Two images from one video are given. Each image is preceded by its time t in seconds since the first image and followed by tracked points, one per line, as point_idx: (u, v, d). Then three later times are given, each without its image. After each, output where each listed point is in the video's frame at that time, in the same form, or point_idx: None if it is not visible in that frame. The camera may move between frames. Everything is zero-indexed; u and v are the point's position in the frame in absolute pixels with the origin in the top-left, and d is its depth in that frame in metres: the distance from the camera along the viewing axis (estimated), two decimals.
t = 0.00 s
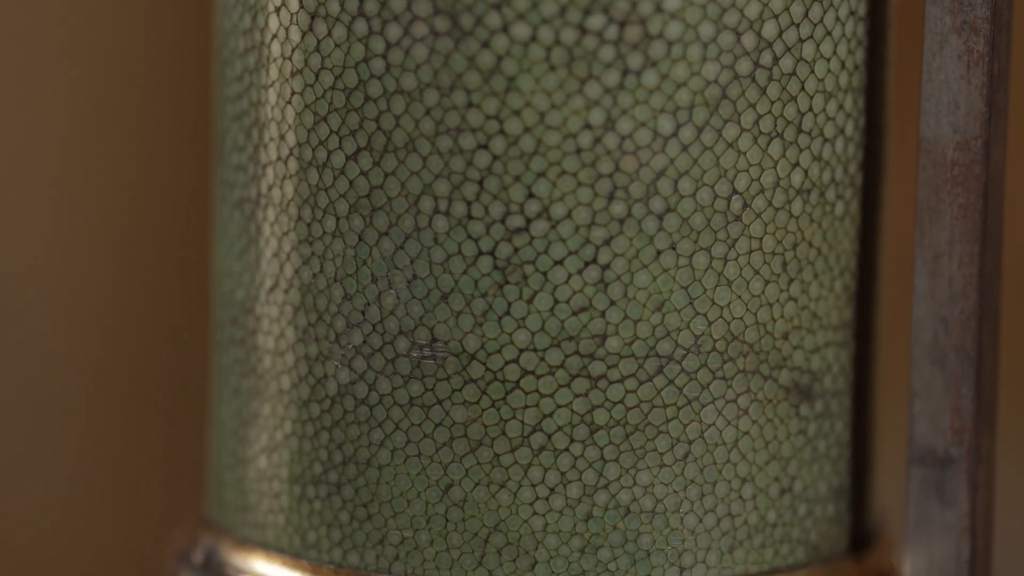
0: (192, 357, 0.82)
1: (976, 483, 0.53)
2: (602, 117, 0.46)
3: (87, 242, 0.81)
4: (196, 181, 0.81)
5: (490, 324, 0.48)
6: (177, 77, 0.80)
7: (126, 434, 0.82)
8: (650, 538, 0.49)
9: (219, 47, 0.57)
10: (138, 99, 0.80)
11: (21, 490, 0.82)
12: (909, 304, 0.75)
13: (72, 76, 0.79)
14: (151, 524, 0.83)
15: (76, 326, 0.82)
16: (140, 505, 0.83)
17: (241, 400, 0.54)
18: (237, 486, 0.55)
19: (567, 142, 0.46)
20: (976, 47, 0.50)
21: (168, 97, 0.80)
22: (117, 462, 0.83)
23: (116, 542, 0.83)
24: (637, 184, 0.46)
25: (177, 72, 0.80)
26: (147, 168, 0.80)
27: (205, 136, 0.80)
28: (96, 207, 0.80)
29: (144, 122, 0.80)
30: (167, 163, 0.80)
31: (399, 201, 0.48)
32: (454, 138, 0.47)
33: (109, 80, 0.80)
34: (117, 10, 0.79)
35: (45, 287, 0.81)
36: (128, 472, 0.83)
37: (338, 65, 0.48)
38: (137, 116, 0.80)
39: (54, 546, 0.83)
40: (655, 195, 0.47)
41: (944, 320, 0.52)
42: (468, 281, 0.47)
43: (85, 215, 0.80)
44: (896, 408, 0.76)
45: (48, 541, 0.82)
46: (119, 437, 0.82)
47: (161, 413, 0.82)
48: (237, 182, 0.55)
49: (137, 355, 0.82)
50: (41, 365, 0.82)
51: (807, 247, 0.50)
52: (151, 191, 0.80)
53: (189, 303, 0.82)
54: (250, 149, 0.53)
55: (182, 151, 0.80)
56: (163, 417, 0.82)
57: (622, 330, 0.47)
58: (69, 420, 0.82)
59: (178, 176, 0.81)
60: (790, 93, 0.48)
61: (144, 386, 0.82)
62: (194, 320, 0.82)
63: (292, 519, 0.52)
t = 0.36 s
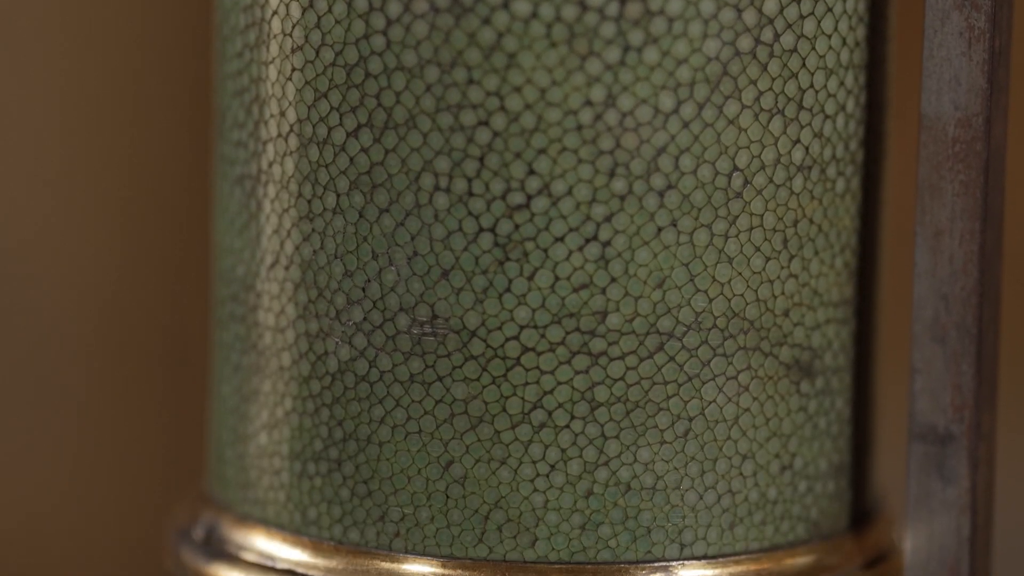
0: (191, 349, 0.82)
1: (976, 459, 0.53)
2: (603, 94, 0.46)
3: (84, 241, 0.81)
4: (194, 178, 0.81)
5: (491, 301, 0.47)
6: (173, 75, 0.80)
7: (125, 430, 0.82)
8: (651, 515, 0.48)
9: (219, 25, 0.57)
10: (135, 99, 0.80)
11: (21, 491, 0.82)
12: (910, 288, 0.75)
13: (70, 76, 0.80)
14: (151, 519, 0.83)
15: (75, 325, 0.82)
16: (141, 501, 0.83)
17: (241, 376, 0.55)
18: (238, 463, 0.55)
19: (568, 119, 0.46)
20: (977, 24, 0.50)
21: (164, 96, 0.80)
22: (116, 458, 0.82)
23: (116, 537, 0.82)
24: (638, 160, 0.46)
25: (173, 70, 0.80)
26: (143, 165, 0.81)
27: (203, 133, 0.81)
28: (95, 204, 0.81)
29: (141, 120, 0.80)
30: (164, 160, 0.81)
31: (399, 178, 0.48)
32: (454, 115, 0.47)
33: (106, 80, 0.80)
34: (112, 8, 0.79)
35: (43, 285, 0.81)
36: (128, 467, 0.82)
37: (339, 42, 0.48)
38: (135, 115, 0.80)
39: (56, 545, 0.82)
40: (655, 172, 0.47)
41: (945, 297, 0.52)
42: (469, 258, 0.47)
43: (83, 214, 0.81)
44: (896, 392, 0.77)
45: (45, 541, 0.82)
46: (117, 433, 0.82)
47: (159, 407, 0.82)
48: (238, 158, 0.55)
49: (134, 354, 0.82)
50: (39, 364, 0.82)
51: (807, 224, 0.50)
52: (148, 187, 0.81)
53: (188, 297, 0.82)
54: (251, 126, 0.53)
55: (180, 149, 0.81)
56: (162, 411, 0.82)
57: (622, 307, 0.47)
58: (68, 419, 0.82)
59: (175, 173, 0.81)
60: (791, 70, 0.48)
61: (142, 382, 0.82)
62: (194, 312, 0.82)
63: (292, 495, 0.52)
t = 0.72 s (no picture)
0: (192, 323, 0.83)
1: (976, 434, 0.53)
2: (604, 70, 0.46)
3: (80, 240, 0.81)
4: (193, 178, 0.82)
5: (491, 277, 0.48)
6: (173, 76, 0.81)
7: (128, 408, 0.82)
8: (652, 491, 0.48)
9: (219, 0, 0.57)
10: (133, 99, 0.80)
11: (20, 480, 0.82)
12: (910, 267, 0.75)
13: (66, 75, 0.80)
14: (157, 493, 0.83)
15: (71, 323, 0.81)
16: (146, 475, 0.83)
17: (242, 352, 0.55)
18: (238, 438, 0.55)
19: (568, 94, 0.46)
20: None
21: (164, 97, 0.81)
22: (119, 435, 0.83)
23: (122, 513, 0.83)
24: (639, 136, 0.46)
25: (173, 71, 0.81)
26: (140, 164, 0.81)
27: (204, 126, 0.81)
28: (90, 203, 0.81)
29: (139, 120, 0.81)
30: (161, 159, 0.81)
31: (400, 153, 0.48)
32: (455, 90, 0.47)
33: (103, 79, 0.80)
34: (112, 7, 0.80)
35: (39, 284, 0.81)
36: (131, 444, 0.83)
37: (339, 17, 0.48)
38: (132, 114, 0.81)
39: (60, 525, 0.82)
40: (657, 147, 0.47)
41: (946, 272, 0.52)
42: (470, 233, 0.48)
43: (79, 212, 0.81)
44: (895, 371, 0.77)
45: (48, 522, 0.82)
46: (120, 411, 0.82)
47: (162, 383, 0.82)
48: (239, 134, 0.54)
49: (135, 335, 0.82)
50: (35, 363, 0.82)
51: (809, 199, 0.50)
52: (145, 187, 0.81)
53: (189, 273, 0.82)
54: (251, 102, 0.53)
55: (178, 148, 0.81)
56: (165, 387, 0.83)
57: (623, 282, 0.47)
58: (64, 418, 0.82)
59: (173, 172, 0.81)
60: (792, 45, 0.48)
61: (144, 362, 0.82)
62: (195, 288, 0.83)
63: (293, 470, 0.52)
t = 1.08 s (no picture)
0: (193, 303, 0.82)
1: (977, 411, 0.53)
2: (605, 47, 0.46)
3: (78, 240, 0.81)
4: (189, 181, 0.81)
5: (492, 254, 0.48)
6: (172, 77, 0.80)
7: (129, 388, 0.82)
8: (652, 469, 0.49)
9: None
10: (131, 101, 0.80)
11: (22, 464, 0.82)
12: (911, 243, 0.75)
13: (65, 61, 0.80)
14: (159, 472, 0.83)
15: (69, 317, 0.82)
16: (148, 455, 0.83)
17: (244, 328, 0.55)
18: (240, 415, 0.55)
19: (569, 72, 0.46)
20: None
21: (162, 99, 0.81)
22: (121, 415, 0.82)
23: (124, 493, 0.83)
24: (640, 113, 0.46)
25: (173, 73, 0.80)
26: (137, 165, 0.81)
27: (202, 108, 0.81)
28: (87, 204, 0.81)
29: (137, 122, 0.81)
30: (159, 162, 0.81)
31: (401, 131, 0.48)
32: (456, 67, 0.47)
33: (102, 80, 0.80)
34: (113, 8, 0.80)
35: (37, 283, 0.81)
36: (133, 424, 0.82)
37: None
38: (129, 116, 0.80)
39: (62, 505, 0.82)
40: (657, 125, 0.47)
41: (946, 250, 0.52)
42: (471, 211, 0.48)
43: (76, 214, 0.81)
44: (897, 349, 0.77)
45: (51, 502, 0.82)
46: (122, 392, 0.82)
47: (163, 363, 0.82)
48: (240, 111, 0.54)
49: (136, 320, 0.82)
50: (35, 351, 0.82)
51: (809, 176, 0.50)
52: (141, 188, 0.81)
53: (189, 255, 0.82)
54: (252, 79, 0.53)
55: (176, 151, 0.81)
56: (167, 368, 0.82)
57: (624, 260, 0.47)
58: (64, 406, 0.82)
59: (169, 175, 0.81)
60: (793, 23, 0.48)
61: (144, 342, 0.82)
62: (195, 268, 0.82)
63: (294, 448, 0.52)
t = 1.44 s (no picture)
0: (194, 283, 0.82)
1: (978, 392, 0.53)
2: (606, 27, 0.46)
3: (77, 229, 0.81)
4: (188, 180, 0.81)
5: (493, 235, 0.48)
6: (172, 71, 0.80)
7: (131, 370, 0.82)
8: (652, 449, 0.49)
9: None
10: (129, 99, 0.81)
11: (27, 450, 0.83)
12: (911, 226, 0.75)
13: (65, 49, 0.80)
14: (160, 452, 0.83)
15: (70, 302, 0.82)
16: (149, 436, 0.83)
17: (244, 308, 0.55)
18: (239, 395, 0.55)
19: (571, 52, 0.46)
20: None
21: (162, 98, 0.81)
22: (123, 396, 0.82)
23: (126, 473, 0.83)
24: (641, 93, 0.46)
25: (173, 72, 0.80)
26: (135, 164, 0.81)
27: (202, 93, 0.81)
28: (85, 202, 0.81)
29: (136, 120, 0.81)
30: (156, 160, 0.81)
31: (402, 111, 0.48)
32: (456, 48, 0.47)
33: (102, 78, 0.80)
34: (113, 3, 0.80)
35: (37, 281, 0.81)
36: (134, 405, 0.83)
37: None
38: (128, 106, 0.81)
39: (66, 485, 0.83)
40: (659, 105, 0.47)
41: (947, 230, 0.52)
42: (471, 191, 0.48)
43: (76, 198, 0.81)
44: (897, 332, 0.77)
45: (54, 482, 0.83)
46: (124, 373, 0.82)
47: (163, 344, 0.82)
48: (240, 91, 0.54)
49: (137, 302, 0.82)
50: (36, 336, 0.82)
51: (810, 156, 0.50)
52: (139, 187, 0.81)
53: (189, 243, 0.82)
54: (252, 59, 0.53)
55: (174, 151, 0.81)
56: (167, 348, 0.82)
57: (625, 240, 0.47)
58: (66, 391, 0.82)
59: (167, 175, 0.81)
60: (794, 3, 0.48)
61: (146, 323, 0.82)
62: (196, 248, 0.82)
63: (294, 428, 0.52)
